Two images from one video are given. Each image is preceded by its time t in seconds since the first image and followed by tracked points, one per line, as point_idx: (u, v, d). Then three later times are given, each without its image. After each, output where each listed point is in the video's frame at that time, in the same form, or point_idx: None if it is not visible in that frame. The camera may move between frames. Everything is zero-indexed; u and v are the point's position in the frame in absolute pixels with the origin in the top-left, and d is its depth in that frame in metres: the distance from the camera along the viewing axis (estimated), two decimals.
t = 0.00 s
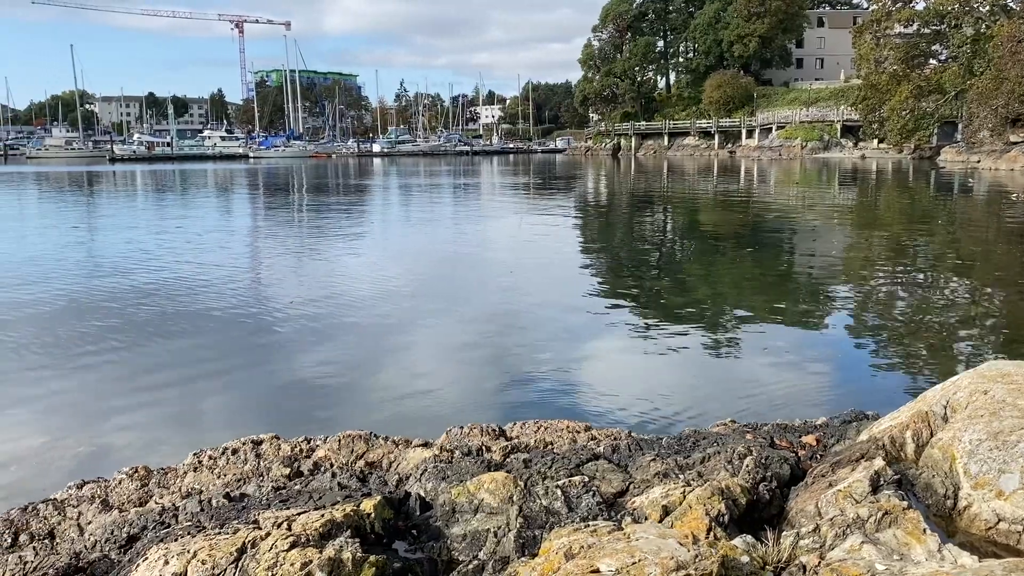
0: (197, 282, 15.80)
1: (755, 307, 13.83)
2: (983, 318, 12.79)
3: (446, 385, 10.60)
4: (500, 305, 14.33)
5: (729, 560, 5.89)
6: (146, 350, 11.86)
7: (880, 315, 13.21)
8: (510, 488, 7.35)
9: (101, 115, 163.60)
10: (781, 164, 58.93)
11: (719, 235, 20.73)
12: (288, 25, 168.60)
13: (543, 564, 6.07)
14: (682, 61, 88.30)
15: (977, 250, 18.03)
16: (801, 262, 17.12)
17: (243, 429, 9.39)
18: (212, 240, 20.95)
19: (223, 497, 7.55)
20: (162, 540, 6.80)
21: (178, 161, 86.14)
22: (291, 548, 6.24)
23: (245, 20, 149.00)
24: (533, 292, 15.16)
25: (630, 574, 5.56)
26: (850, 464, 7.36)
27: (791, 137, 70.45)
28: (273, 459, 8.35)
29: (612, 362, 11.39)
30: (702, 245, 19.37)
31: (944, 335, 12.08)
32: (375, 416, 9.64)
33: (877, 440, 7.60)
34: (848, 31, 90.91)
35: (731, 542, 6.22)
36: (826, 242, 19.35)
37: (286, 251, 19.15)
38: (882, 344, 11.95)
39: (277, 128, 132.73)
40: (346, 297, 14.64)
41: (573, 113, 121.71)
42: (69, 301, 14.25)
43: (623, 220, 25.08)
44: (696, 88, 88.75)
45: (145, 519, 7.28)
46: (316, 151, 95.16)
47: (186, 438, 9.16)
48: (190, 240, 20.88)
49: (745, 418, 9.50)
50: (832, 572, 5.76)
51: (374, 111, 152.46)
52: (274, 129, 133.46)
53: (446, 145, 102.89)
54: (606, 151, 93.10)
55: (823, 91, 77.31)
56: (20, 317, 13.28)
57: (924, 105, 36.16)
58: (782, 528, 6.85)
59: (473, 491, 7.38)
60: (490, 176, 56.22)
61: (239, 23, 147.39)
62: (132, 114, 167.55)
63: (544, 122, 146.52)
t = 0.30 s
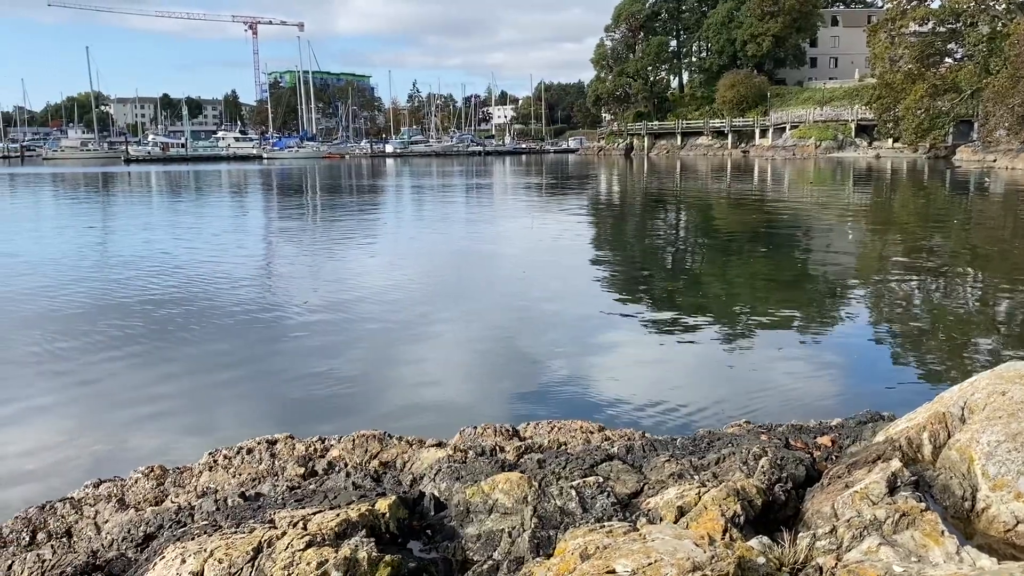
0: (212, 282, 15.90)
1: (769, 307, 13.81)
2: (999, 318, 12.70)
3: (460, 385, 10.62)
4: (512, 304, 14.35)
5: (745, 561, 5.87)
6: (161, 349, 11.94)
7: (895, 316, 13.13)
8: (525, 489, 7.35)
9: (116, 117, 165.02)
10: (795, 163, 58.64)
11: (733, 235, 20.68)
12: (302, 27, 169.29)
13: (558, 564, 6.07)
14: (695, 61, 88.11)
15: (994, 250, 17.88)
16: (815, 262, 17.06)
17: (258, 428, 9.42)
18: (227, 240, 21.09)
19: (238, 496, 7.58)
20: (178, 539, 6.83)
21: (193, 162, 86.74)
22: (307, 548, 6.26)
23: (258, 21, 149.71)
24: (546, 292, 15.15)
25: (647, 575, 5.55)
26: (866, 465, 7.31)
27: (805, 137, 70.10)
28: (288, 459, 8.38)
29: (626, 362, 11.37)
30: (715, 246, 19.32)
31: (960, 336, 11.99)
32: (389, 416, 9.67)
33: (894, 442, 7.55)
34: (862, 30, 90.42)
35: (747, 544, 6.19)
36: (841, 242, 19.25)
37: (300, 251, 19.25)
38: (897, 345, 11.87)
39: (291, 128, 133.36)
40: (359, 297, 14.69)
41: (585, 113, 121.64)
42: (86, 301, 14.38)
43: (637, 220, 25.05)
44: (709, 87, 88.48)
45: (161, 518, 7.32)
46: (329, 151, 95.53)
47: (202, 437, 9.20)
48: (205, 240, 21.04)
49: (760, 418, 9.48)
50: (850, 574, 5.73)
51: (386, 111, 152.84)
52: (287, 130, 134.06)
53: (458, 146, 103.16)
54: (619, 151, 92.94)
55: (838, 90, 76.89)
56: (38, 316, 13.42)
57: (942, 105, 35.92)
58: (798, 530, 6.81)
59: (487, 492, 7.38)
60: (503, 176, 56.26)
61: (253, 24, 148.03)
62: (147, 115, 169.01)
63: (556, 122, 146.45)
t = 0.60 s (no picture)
0: (224, 283, 15.96)
1: (782, 307, 13.78)
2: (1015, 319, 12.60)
3: (472, 385, 10.63)
4: (524, 305, 14.36)
5: (761, 562, 5.84)
6: (174, 350, 12.00)
7: (909, 317, 13.05)
8: (539, 489, 7.33)
9: (130, 118, 166.02)
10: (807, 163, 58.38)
11: (745, 236, 20.65)
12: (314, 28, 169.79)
13: (573, 564, 6.06)
14: (708, 61, 87.94)
15: (1010, 250, 17.74)
16: (829, 262, 17.01)
17: (272, 429, 9.45)
18: (240, 241, 21.18)
19: (253, 496, 7.60)
20: (194, 538, 6.86)
21: (205, 163, 87.07)
22: (322, 547, 6.26)
23: (270, 24, 150.50)
24: (557, 293, 15.14)
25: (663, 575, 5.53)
26: (882, 466, 7.25)
27: (818, 137, 69.77)
28: (301, 459, 8.40)
29: (638, 362, 11.38)
30: (728, 246, 19.29)
31: (975, 337, 11.90)
32: (402, 416, 9.69)
33: (911, 443, 7.49)
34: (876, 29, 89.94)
35: (763, 545, 6.16)
36: (854, 243, 19.18)
37: (313, 252, 19.33)
38: (911, 346, 11.81)
39: (303, 129, 133.73)
40: (372, 298, 14.75)
41: (597, 114, 121.48)
42: (100, 301, 14.47)
43: (649, 221, 25.06)
44: (721, 87, 88.34)
45: (176, 518, 7.34)
46: (341, 152, 95.75)
47: (216, 437, 9.24)
48: (219, 241, 21.14)
49: (775, 419, 9.46)
50: None
51: (398, 112, 153.03)
52: (299, 131, 134.43)
53: (470, 146, 103.29)
54: (631, 151, 92.75)
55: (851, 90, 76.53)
56: (54, 317, 13.51)
57: (957, 104, 35.69)
58: (815, 531, 6.76)
59: (501, 492, 7.37)
60: (515, 176, 56.25)
61: (266, 26, 148.58)
62: (159, 116, 169.86)
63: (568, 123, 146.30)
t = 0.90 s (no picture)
0: (236, 283, 16.04)
1: (794, 308, 13.77)
2: None
3: (483, 386, 10.64)
4: (535, 305, 14.39)
5: (775, 563, 5.81)
6: (186, 350, 12.06)
7: (922, 318, 12.98)
8: (551, 490, 7.33)
9: (143, 118, 167.08)
10: (820, 164, 58.14)
11: (756, 236, 20.63)
12: (325, 29, 170.14)
13: (586, 565, 6.05)
14: (719, 61, 87.80)
15: None
16: (841, 263, 16.98)
17: (283, 428, 9.49)
18: (253, 242, 21.29)
19: (265, 496, 7.62)
20: (207, 537, 6.88)
21: (217, 164, 87.45)
22: (335, 547, 6.27)
23: (282, 25, 151.09)
24: (568, 293, 15.15)
25: None
26: (896, 468, 7.20)
27: (830, 137, 69.55)
28: (313, 459, 8.43)
29: (649, 363, 11.37)
30: (739, 246, 19.30)
31: (990, 338, 11.83)
32: (414, 417, 9.69)
33: (925, 444, 7.44)
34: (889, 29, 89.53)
35: (777, 546, 6.12)
36: (866, 243, 19.15)
37: (323, 253, 19.43)
38: (924, 347, 11.76)
39: (315, 131, 134.32)
40: (383, 298, 14.80)
41: (608, 114, 121.44)
42: (113, 302, 14.57)
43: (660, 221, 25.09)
44: (732, 88, 88.15)
45: (189, 517, 7.37)
46: (352, 154, 96.03)
47: (227, 438, 9.27)
48: (231, 242, 21.26)
49: (787, 419, 9.44)
50: None
51: (409, 113, 153.34)
52: (311, 132, 135.07)
53: (481, 146, 103.50)
54: (642, 152, 92.63)
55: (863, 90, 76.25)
56: (67, 317, 13.61)
57: (972, 103, 35.53)
58: (828, 532, 6.72)
59: (513, 492, 7.38)
60: (526, 177, 56.46)
61: (277, 27, 149.06)
62: (172, 117, 170.90)
63: (579, 123, 146.25)
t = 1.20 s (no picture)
0: (246, 284, 16.09)
1: (805, 308, 13.75)
2: None
3: (494, 386, 10.65)
4: (545, 305, 14.41)
5: (788, 564, 5.79)
6: (197, 350, 12.12)
7: (934, 318, 12.92)
8: (562, 490, 7.32)
9: (155, 119, 168.00)
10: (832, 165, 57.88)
11: (767, 236, 20.61)
12: (336, 30, 170.55)
13: (598, 565, 6.04)
14: (730, 61, 87.59)
15: None
16: (852, 263, 16.95)
17: (294, 428, 9.52)
18: (264, 242, 21.37)
19: (277, 495, 7.64)
20: (220, 536, 6.90)
21: (229, 165, 87.92)
22: (347, 547, 6.28)
23: (293, 26, 151.75)
24: (579, 294, 15.14)
25: None
26: (910, 469, 7.15)
27: (842, 137, 69.30)
28: (325, 458, 8.45)
29: (660, 363, 11.35)
30: (750, 246, 19.29)
31: (1002, 339, 11.77)
32: (425, 417, 9.71)
33: (939, 445, 7.39)
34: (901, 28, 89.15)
35: (790, 547, 6.09)
36: (877, 243, 19.10)
37: (334, 253, 19.50)
38: (937, 347, 11.70)
39: (326, 131, 134.77)
40: (393, 298, 14.85)
41: (618, 115, 121.38)
42: (125, 302, 14.65)
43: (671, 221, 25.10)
44: (743, 88, 87.88)
45: (201, 517, 7.39)
46: (362, 155, 96.30)
47: (238, 437, 9.30)
48: (242, 243, 21.36)
49: (799, 420, 9.42)
50: None
51: (419, 114, 153.59)
52: (322, 133, 135.56)
53: (491, 147, 103.65)
54: (652, 152, 92.49)
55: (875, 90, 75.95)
56: (80, 317, 13.70)
57: (985, 103, 35.41)
58: (841, 534, 6.67)
59: (524, 493, 7.37)
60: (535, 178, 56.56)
61: (288, 28, 149.55)
62: (183, 118, 171.82)
63: (589, 123, 146.20)
